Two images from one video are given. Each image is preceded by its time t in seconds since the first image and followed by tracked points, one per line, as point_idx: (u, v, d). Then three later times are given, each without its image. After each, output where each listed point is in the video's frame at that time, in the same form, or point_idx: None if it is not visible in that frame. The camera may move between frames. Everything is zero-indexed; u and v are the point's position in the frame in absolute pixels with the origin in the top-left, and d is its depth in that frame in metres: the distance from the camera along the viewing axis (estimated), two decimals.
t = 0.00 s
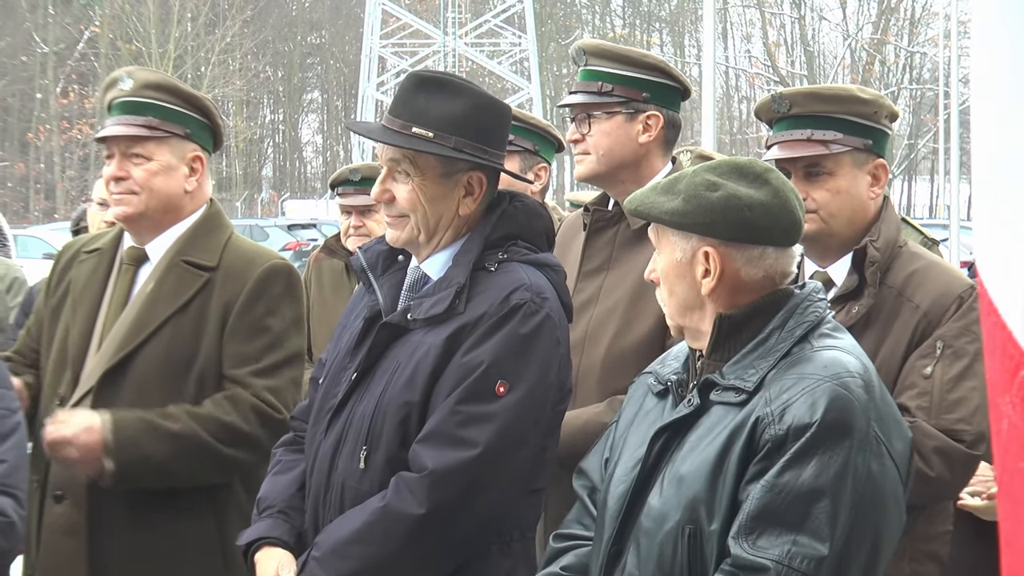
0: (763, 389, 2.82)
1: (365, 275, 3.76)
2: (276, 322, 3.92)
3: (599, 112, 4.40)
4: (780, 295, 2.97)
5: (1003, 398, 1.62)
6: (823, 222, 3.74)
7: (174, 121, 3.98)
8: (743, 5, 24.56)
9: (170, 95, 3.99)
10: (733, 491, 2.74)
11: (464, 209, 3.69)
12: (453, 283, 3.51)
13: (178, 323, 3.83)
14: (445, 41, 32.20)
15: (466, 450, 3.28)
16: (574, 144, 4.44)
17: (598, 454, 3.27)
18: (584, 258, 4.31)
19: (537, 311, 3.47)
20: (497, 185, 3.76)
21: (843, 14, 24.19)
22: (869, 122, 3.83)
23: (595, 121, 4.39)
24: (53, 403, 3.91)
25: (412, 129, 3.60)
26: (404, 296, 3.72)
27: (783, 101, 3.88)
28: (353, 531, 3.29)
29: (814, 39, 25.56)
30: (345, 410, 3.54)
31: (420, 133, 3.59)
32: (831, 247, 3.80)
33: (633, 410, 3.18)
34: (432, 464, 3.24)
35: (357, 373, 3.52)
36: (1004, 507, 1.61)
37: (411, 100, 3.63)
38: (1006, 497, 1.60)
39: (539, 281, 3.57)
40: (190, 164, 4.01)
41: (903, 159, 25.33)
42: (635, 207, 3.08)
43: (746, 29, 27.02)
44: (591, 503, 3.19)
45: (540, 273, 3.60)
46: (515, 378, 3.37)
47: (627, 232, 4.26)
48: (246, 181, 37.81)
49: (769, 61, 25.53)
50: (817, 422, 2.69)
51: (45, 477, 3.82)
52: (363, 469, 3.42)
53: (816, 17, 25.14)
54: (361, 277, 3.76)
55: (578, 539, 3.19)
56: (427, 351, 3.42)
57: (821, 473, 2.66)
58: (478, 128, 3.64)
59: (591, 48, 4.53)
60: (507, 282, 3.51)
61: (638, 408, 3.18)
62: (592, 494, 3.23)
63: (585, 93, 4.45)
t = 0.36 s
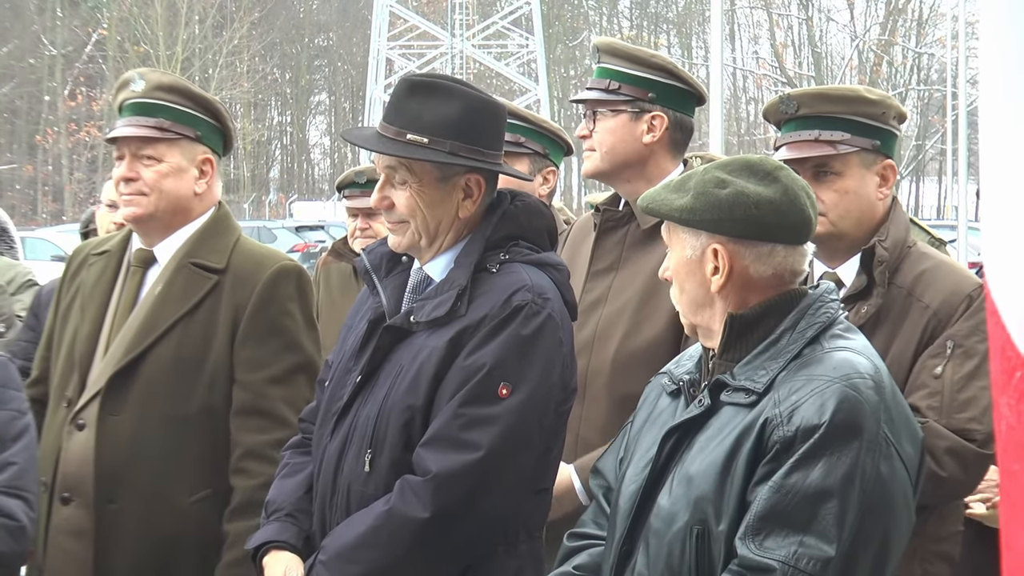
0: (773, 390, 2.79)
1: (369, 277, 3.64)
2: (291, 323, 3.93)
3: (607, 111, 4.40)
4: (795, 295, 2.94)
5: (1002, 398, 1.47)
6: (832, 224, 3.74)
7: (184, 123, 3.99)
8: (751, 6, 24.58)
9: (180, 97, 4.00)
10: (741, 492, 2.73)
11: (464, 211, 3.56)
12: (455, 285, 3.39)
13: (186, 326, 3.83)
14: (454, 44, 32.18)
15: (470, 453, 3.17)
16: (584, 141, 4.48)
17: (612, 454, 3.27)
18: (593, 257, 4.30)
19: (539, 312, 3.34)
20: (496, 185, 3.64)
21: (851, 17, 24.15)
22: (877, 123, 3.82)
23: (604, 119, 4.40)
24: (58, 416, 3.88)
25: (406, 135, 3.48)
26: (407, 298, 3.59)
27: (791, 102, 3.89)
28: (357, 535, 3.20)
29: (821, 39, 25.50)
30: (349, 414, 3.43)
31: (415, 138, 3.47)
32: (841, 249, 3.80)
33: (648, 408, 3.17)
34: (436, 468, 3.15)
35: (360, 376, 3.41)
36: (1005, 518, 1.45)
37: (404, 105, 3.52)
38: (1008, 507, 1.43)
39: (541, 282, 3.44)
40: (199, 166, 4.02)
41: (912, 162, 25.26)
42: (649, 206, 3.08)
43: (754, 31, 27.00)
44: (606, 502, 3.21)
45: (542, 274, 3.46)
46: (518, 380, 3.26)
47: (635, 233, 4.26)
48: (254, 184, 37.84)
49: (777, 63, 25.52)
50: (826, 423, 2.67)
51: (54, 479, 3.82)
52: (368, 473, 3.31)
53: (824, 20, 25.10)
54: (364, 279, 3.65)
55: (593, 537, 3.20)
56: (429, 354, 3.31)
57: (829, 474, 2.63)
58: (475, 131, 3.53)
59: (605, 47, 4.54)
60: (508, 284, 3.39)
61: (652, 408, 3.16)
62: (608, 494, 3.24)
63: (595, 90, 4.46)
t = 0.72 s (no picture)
0: (786, 389, 2.78)
1: (382, 279, 3.63)
2: (307, 326, 3.91)
3: (628, 109, 4.38)
4: (800, 295, 2.95)
5: (1011, 403, 1.53)
6: (849, 222, 3.73)
7: (198, 125, 4.00)
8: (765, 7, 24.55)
9: (193, 98, 4.01)
10: (756, 490, 2.71)
11: (476, 214, 3.54)
12: (467, 286, 3.38)
13: (201, 327, 3.83)
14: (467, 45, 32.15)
15: (481, 453, 3.16)
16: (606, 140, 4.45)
17: (609, 458, 3.26)
18: (607, 255, 4.30)
19: (551, 313, 3.32)
20: (508, 187, 3.62)
21: (864, 17, 24.10)
22: (895, 123, 3.81)
23: (626, 117, 4.38)
24: (74, 417, 3.89)
25: (419, 137, 3.48)
26: (420, 299, 3.58)
27: (811, 101, 3.87)
28: (369, 535, 3.19)
29: (835, 40, 25.44)
30: (362, 415, 3.42)
31: (427, 141, 3.47)
32: (857, 249, 3.79)
33: (647, 411, 3.17)
34: (447, 468, 3.14)
35: (374, 377, 3.40)
36: (1009, 518, 1.54)
37: (416, 108, 3.52)
38: (1011, 508, 1.52)
39: (553, 283, 3.42)
40: (213, 168, 4.02)
41: (926, 163, 25.17)
42: (674, 194, 3.00)
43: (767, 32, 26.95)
44: (604, 509, 3.19)
45: (554, 276, 3.44)
46: (530, 380, 3.24)
47: (649, 230, 4.25)
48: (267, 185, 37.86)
49: (790, 64, 25.48)
50: (841, 420, 2.66)
51: (70, 481, 3.83)
52: (381, 473, 3.30)
53: (838, 21, 25.05)
54: (379, 281, 3.64)
55: (590, 543, 3.17)
56: (441, 355, 3.30)
57: (846, 470, 2.63)
58: (487, 133, 3.52)
59: (627, 46, 4.51)
60: (519, 286, 3.37)
61: (652, 411, 3.16)
62: (603, 499, 3.22)
63: (617, 88, 4.44)
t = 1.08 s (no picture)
0: (791, 382, 2.76)
1: (401, 278, 3.62)
2: (327, 327, 3.92)
3: (654, 110, 4.32)
4: (804, 293, 2.91)
5: None
6: (869, 219, 3.74)
7: (218, 125, 4.00)
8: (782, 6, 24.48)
9: (212, 98, 4.01)
10: (764, 482, 2.68)
11: (496, 213, 3.54)
12: (489, 285, 3.38)
13: (221, 326, 3.84)
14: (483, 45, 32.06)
15: (505, 452, 3.17)
16: (627, 142, 4.37)
17: (608, 460, 3.15)
18: (626, 257, 4.29)
19: (573, 311, 3.33)
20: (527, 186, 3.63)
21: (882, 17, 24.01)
22: (918, 121, 3.82)
23: (652, 117, 4.31)
24: (94, 417, 3.90)
25: (438, 137, 3.48)
26: (440, 299, 3.58)
27: (832, 97, 3.88)
28: (392, 535, 3.19)
29: (852, 39, 25.33)
30: (383, 414, 3.42)
31: (446, 140, 3.46)
32: (874, 244, 3.78)
33: (647, 412, 3.09)
34: (471, 467, 3.15)
35: (394, 377, 3.41)
36: None
37: (434, 108, 3.51)
38: None
39: (574, 281, 3.42)
40: (233, 168, 4.02)
41: (943, 162, 25.06)
42: (706, 185, 2.94)
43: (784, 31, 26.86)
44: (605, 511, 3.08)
45: (575, 274, 3.44)
46: (552, 379, 3.25)
47: (668, 232, 4.24)
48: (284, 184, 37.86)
49: (807, 63, 25.40)
50: (848, 411, 2.64)
51: (90, 480, 3.84)
52: (403, 473, 3.31)
53: (856, 19, 24.95)
54: (397, 280, 3.63)
55: (592, 540, 3.07)
56: (463, 354, 3.31)
57: (853, 460, 2.61)
58: (506, 132, 3.52)
59: (648, 45, 4.43)
60: (541, 284, 3.37)
61: (652, 411, 3.08)
62: (602, 501, 3.11)
63: (638, 90, 4.37)
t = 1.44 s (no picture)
0: (797, 382, 2.63)
1: (419, 277, 3.62)
2: (343, 326, 3.92)
3: (677, 110, 4.29)
4: (809, 293, 2.79)
5: None
6: (889, 218, 3.74)
7: (234, 124, 4.00)
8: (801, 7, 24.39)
9: (228, 97, 4.01)
10: (770, 482, 2.56)
11: (514, 211, 3.54)
12: (507, 284, 3.38)
13: (238, 326, 3.84)
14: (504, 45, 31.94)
15: (524, 451, 3.17)
16: (647, 144, 4.31)
17: (616, 459, 3.02)
18: (644, 257, 4.29)
19: (591, 310, 3.32)
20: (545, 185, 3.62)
21: (901, 17, 23.92)
22: (937, 121, 3.82)
23: (676, 119, 4.27)
24: (111, 417, 3.91)
25: (456, 135, 3.48)
26: (458, 297, 3.58)
27: (851, 96, 3.87)
28: (412, 534, 3.19)
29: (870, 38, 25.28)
30: (401, 413, 3.41)
31: (464, 139, 3.46)
32: (896, 245, 3.78)
33: (653, 412, 2.95)
34: (490, 466, 3.15)
35: (413, 375, 3.40)
36: None
37: (453, 107, 3.51)
38: None
39: (592, 280, 3.41)
40: (249, 167, 4.02)
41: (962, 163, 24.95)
42: (720, 187, 2.81)
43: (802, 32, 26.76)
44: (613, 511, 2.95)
45: (594, 273, 3.43)
46: (571, 377, 3.25)
47: (687, 231, 4.22)
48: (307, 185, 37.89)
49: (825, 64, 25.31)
50: (854, 411, 2.52)
51: (107, 479, 3.85)
52: (421, 471, 3.31)
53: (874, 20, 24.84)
54: (414, 279, 3.64)
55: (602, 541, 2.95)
56: (482, 353, 3.30)
57: (860, 460, 2.49)
58: (524, 131, 3.52)
59: (664, 47, 4.39)
60: (560, 283, 3.36)
61: (658, 412, 2.94)
62: (610, 501, 2.99)
63: (652, 94, 4.32)
